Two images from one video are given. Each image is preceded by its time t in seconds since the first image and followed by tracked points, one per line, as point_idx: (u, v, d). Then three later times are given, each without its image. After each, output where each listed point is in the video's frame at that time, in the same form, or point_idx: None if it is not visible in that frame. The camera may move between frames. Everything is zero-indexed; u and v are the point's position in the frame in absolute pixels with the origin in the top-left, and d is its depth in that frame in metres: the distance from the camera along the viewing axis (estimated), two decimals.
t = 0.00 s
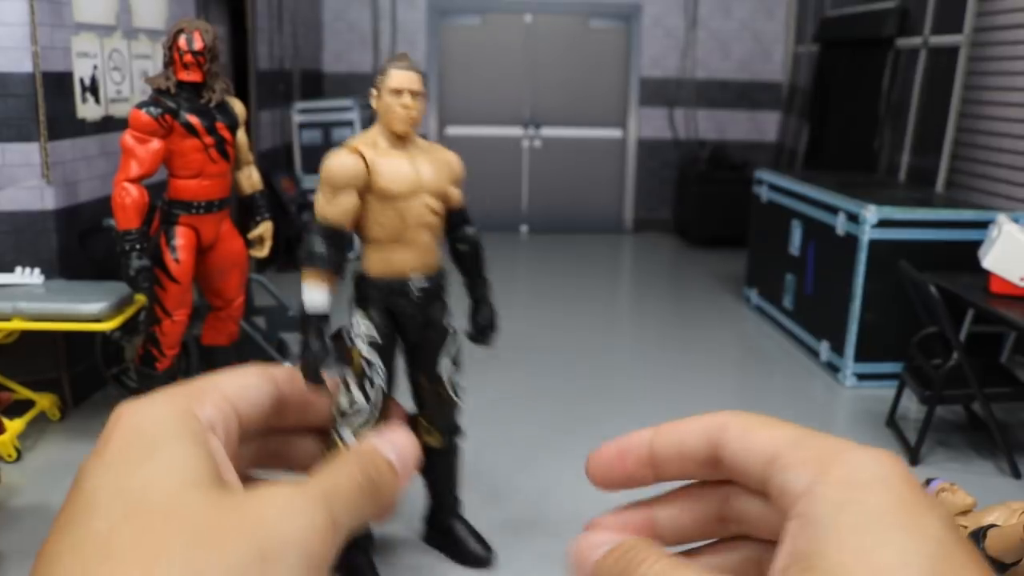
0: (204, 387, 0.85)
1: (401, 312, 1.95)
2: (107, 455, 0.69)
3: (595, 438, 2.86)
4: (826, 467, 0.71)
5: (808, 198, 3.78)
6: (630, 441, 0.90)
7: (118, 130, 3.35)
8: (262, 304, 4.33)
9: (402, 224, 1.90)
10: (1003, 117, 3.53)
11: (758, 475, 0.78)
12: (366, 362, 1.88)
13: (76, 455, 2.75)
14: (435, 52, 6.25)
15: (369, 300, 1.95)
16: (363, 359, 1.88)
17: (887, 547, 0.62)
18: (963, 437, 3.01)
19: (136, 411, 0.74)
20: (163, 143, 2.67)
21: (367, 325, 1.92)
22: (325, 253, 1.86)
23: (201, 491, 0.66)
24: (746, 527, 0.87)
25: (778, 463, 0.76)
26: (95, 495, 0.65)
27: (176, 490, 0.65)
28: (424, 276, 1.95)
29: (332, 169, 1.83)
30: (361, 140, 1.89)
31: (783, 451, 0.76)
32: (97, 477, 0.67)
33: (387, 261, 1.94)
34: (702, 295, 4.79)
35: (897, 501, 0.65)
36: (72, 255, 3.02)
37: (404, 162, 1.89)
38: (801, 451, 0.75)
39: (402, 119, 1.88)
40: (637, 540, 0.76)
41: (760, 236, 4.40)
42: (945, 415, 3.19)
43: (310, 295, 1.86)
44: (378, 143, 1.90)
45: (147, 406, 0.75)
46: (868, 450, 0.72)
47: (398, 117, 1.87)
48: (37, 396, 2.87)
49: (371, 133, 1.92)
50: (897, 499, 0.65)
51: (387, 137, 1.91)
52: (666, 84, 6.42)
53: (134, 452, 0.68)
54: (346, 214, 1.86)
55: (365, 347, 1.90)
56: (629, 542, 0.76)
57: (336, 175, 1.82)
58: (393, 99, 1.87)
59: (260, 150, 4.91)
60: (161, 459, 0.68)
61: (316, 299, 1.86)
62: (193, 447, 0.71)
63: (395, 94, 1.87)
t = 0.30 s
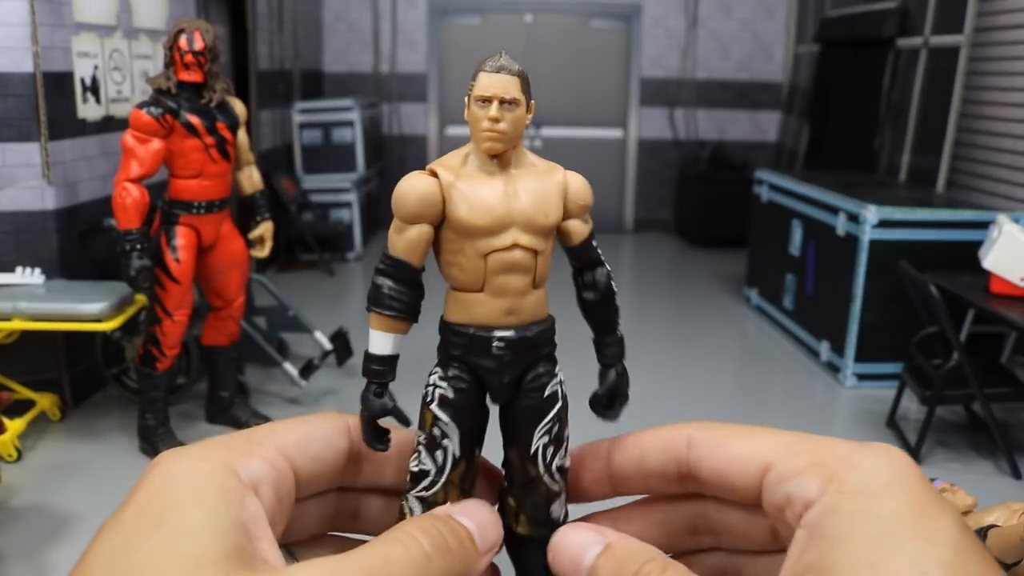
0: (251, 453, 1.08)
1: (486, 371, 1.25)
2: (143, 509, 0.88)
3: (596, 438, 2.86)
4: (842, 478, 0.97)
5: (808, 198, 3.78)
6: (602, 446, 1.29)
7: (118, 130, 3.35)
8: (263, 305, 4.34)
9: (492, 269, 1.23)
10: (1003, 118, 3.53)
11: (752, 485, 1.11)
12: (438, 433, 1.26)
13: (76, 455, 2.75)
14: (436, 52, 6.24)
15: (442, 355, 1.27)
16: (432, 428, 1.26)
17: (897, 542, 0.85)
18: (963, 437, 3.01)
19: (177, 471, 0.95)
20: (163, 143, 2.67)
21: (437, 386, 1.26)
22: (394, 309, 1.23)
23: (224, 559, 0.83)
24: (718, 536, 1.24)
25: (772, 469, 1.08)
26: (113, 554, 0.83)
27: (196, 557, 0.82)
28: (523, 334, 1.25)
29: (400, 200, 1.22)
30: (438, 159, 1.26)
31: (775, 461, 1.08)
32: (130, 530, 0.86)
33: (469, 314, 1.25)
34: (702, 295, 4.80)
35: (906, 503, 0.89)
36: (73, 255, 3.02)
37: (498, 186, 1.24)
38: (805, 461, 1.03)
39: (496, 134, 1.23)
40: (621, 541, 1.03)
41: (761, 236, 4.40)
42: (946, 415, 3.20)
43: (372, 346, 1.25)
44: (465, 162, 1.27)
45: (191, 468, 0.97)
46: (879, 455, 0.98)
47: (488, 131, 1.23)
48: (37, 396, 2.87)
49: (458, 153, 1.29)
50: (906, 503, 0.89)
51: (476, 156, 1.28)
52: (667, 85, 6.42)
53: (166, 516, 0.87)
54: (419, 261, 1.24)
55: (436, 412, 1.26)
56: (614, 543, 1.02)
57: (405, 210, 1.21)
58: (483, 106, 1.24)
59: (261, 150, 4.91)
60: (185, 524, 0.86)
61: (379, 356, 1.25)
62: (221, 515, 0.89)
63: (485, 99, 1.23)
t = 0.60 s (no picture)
0: (263, 434, 1.03)
1: (479, 367, 1.27)
2: (163, 497, 0.84)
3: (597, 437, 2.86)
4: (810, 467, 0.95)
5: (808, 198, 3.78)
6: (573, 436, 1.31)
7: (118, 130, 3.35)
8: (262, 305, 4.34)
9: (484, 265, 1.27)
10: (1002, 118, 3.53)
11: (720, 476, 1.09)
12: (432, 429, 1.27)
13: (76, 456, 2.75)
14: (436, 52, 6.24)
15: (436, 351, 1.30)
16: (427, 425, 1.27)
17: (858, 531, 0.83)
18: (963, 437, 3.01)
19: (191, 458, 0.90)
20: (163, 143, 2.67)
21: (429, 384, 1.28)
22: (387, 305, 1.28)
23: (246, 559, 0.78)
24: (698, 524, 1.21)
25: (737, 461, 1.06)
26: (128, 552, 0.78)
27: (216, 557, 0.78)
28: (516, 329, 1.28)
29: (393, 197, 1.26)
30: (431, 158, 1.30)
31: (743, 451, 1.06)
32: (146, 521, 0.81)
33: (461, 310, 1.28)
34: (702, 295, 4.80)
35: (870, 493, 0.87)
36: (72, 255, 3.02)
37: (490, 184, 1.28)
38: (772, 451, 1.02)
39: (488, 133, 1.27)
40: (593, 527, 0.99)
41: (761, 235, 4.40)
42: (946, 415, 3.19)
43: (366, 343, 1.29)
44: (458, 161, 1.31)
45: (204, 455, 0.91)
46: (848, 445, 0.96)
47: (481, 129, 1.27)
48: (37, 396, 2.87)
49: (452, 152, 1.33)
50: (870, 493, 0.87)
51: (468, 156, 1.32)
52: (667, 85, 6.43)
53: (185, 510, 0.82)
54: (412, 258, 1.28)
55: (430, 408, 1.27)
56: (587, 529, 0.99)
57: (398, 208, 1.26)
58: (475, 104, 1.27)
59: (261, 150, 4.91)
60: (204, 519, 0.81)
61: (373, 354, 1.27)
62: (240, 507, 0.84)
63: (477, 98, 1.27)
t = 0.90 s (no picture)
0: (252, 395, 1.20)
1: (473, 355, 1.33)
2: (164, 456, 0.99)
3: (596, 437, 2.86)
4: (840, 459, 0.96)
5: (808, 198, 3.78)
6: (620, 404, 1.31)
7: (118, 130, 3.35)
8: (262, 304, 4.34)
9: (478, 259, 1.31)
10: (1002, 118, 3.53)
11: (755, 449, 1.13)
12: (427, 412, 1.34)
13: (76, 456, 2.75)
14: (435, 52, 6.23)
15: (431, 338, 1.35)
16: (422, 408, 1.34)
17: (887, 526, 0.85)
18: (963, 437, 3.01)
19: (191, 421, 1.07)
20: (163, 143, 2.67)
21: (426, 370, 1.33)
22: (387, 296, 1.31)
23: (247, 499, 0.95)
24: (729, 502, 1.27)
25: (775, 440, 1.08)
26: (144, 495, 0.95)
27: (219, 498, 0.94)
28: (507, 321, 1.33)
29: (392, 194, 1.29)
30: (428, 155, 1.33)
31: (778, 433, 1.09)
32: (154, 473, 0.97)
33: (455, 302, 1.32)
34: (702, 295, 4.80)
35: (900, 492, 0.89)
36: (73, 255, 3.02)
37: (485, 181, 1.32)
38: (806, 438, 1.04)
39: (483, 134, 1.31)
40: (620, 516, 0.99)
41: (761, 235, 4.40)
42: (946, 415, 3.19)
43: (365, 330, 1.32)
44: (454, 159, 1.34)
45: (201, 417, 1.08)
46: (882, 438, 0.97)
47: (476, 129, 1.30)
48: (37, 396, 2.87)
49: (447, 149, 1.36)
50: (900, 490, 0.89)
51: (464, 153, 1.35)
52: (666, 85, 6.42)
53: (189, 461, 0.99)
54: (409, 252, 1.32)
55: (425, 393, 1.33)
56: (612, 518, 0.99)
57: (396, 203, 1.29)
58: (471, 106, 1.31)
59: (261, 150, 4.91)
60: (207, 468, 0.98)
61: (372, 340, 1.32)
62: (238, 457, 1.01)
63: (473, 100, 1.30)
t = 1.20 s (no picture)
0: (249, 400, 1.23)
1: (475, 355, 1.33)
2: (162, 464, 1.00)
3: (597, 437, 2.86)
4: (956, 345, 0.67)
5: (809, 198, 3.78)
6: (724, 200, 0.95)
7: (118, 130, 3.35)
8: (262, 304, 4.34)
9: (479, 259, 1.31)
10: (1002, 118, 3.53)
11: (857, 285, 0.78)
12: (429, 413, 1.34)
13: (76, 455, 2.75)
14: (435, 52, 6.23)
15: (433, 340, 1.35)
16: (424, 409, 1.34)
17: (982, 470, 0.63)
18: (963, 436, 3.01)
19: (189, 427, 1.08)
20: (163, 143, 2.67)
21: (428, 370, 1.33)
22: (388, 296, 1.31)
23: (247, 505, 0.95)
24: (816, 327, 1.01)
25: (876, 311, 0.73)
26: (143, 500, 0.95)
27: (219, 503, 0.94)
28: (509, 319, 1.33)
29: (392, 194, 1.29)
30: (428, 155, 1.33)
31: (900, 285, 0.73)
32: (152, 479, 0.98)
33: (458, 302, 1.32)
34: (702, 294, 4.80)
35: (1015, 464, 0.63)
36: (73, 255, 3.02)
37: (485, 181, 1.32)
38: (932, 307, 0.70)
39: (483, 133, 1.31)
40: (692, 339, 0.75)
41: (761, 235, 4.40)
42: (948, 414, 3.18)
43: (366, 331, 1.32)
44: (454, 159, 1.34)
45: (199, 424, 1.10)
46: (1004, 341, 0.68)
47: (476, 129, 1.30)
48: (37, 396, 2.87)
49: (447, 148, 1.37)
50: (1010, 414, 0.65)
51: (465, 153, 1.35)
52: (666, 85, 6.42)
53: (188, 468, 0.99)
54: (410, 251, 1.31)
55: (427, 394, 1.33)
56: (690, 333, 0.75)
57: (398, 203, 1.29)
58: (471, 106, 1.31)
59: (261, 150, 4.91)
60: (207, 473, 0.98)
61: (373, 341, 1.32)
62: (237, 464, 1.02)
63: (473, 99, 1.30)
